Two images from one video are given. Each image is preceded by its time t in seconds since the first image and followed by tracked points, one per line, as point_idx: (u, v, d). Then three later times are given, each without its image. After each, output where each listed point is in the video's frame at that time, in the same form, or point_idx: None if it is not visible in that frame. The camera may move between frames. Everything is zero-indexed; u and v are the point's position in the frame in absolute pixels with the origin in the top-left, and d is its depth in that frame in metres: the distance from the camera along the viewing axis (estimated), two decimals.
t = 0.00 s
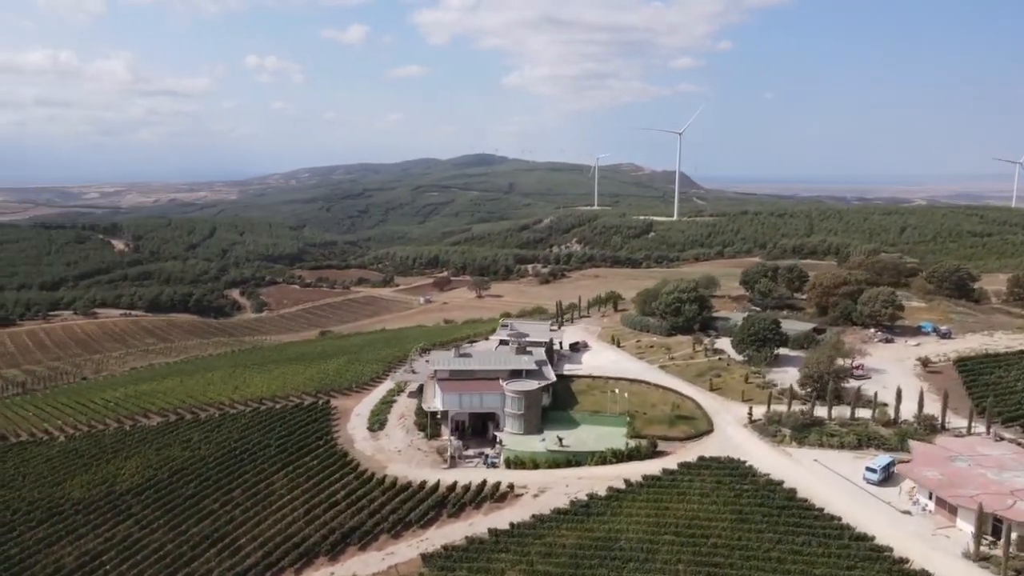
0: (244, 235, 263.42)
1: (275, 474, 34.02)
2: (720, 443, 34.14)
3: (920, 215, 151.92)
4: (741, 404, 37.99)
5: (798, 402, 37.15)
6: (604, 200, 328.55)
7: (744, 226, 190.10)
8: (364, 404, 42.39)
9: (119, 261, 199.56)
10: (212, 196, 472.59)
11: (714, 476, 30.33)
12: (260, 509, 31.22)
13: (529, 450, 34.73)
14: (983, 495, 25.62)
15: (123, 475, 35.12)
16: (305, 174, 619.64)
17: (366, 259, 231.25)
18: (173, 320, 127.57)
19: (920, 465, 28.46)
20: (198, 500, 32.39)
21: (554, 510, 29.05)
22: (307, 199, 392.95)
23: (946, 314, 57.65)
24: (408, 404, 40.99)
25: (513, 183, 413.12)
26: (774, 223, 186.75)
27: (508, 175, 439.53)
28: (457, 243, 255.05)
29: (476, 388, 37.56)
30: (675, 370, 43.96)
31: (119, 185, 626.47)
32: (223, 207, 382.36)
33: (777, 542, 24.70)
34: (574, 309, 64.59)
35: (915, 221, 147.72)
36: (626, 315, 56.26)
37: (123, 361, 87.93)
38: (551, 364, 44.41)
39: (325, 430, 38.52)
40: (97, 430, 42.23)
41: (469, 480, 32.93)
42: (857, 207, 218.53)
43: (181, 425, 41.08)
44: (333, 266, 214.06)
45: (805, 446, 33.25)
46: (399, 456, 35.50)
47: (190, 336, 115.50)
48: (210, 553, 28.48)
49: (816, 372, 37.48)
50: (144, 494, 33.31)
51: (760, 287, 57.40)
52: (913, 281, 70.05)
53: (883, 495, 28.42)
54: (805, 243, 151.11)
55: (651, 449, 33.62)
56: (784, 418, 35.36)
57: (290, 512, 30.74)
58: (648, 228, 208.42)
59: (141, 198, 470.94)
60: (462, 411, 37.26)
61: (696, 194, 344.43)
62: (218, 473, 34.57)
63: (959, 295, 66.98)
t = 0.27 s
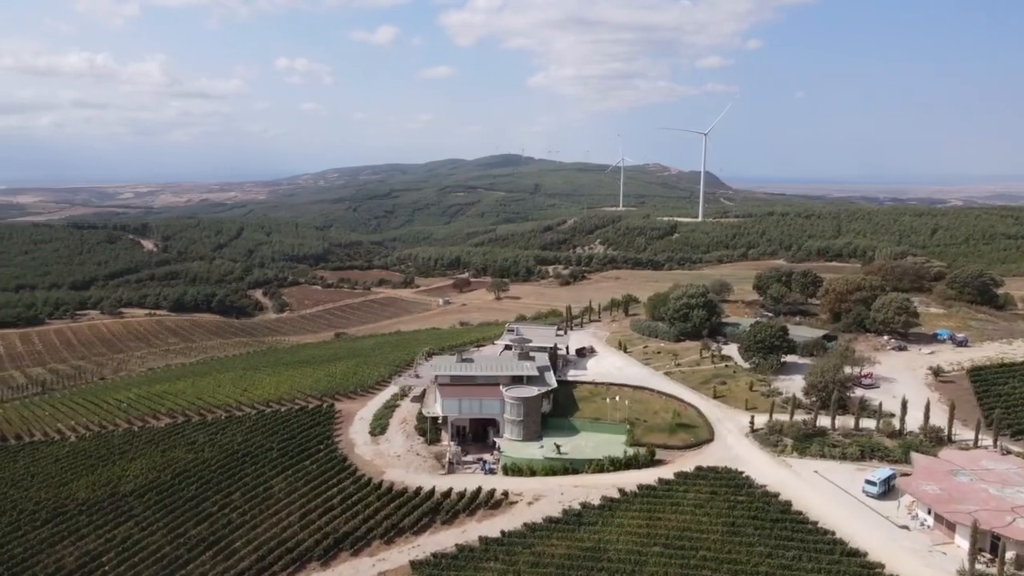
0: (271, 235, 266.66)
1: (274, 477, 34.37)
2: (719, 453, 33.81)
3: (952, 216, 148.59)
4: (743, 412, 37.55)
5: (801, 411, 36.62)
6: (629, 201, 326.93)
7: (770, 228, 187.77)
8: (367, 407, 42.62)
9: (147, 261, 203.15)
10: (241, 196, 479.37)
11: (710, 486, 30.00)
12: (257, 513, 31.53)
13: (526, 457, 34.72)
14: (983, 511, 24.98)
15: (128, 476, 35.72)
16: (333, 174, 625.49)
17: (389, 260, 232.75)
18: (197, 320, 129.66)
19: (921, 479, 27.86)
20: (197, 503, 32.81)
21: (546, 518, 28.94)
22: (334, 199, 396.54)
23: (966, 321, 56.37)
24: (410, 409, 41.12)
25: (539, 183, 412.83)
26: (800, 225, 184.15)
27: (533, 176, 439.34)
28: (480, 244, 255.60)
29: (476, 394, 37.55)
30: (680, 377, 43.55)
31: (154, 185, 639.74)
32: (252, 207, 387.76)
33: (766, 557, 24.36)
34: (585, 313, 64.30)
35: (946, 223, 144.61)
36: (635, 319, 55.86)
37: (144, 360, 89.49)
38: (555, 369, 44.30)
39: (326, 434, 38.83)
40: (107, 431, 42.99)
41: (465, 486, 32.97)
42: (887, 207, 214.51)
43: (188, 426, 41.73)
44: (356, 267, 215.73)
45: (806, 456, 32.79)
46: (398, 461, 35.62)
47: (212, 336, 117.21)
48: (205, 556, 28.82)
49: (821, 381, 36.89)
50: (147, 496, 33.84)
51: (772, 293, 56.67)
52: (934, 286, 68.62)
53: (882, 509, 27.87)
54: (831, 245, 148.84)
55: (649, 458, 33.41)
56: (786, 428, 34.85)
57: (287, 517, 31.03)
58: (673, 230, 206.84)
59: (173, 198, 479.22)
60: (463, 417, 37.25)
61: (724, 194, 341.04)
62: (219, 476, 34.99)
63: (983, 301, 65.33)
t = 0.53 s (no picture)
0: (297, 235, 269.72)
1: (274, 481, 34.74)
2: (717, 464, 33.46)
3: (985, 218, 145.16)
4: (744, 421, 37.13)
5: (804, 422, 36.08)
6: (655, 202, 324.89)
7: (797, 230, 185.28)
8: (371, 412, 42.91)
9: (175, 261, 206.69)
10: (271, 196, 485.80)
11: (705, 498, 29.69)
12: (255, 516, 31.88)
13: (524, 465, 34.68)
14: (979, 530, 24.39)
15: (133, 478, 36.36)
16: (361, 174, 631.11)
17: (413, 261, 234.10)
18: (220, 320, 131.66)
19: (919, 494, 27.30)
20: (197, 506, 33.25)
21: (538, 528, 28.90)
22: (361, 199, 399.80)
23: (986, 328, 55.07)
24: (413, 414, 41.30)
25: (565, 184, 412.02)
26: (828, 226, 181.39)
27: (560, 176, 438.50)
28: (504, 245, 255.97)
29: (476, 400, 37.58)
30: (685, 385, 43.17)
31: (187, 185, 651.44)
32: (281, 207, 392.66)
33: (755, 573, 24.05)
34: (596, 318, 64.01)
35: (978, 226, 141.40)
36: (644, 325, 55.49)
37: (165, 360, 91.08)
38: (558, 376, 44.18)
39: (328, 438, 39.17)
40: (118, 432, 43.81)
41: (461, 493, 33.04)
42: (920, 208, 210.16)
43: (194, 429, 42.36)
44: (379, 268, 217.32)
45: (806, 468, 32.30)
46: (396, 466, 35.80)
47: (234, 336, 118.87)
48: (200, 560, 29.20)
49: (825, 392, 36.32)
50: (149, 498, 34.39)
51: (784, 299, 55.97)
52: (957, 292, 67.23)
53: (879, 525, 27.36)
54: (857, 247, 146.45)
55: (646, 467, 33.17)
56: (788, 439, 34.38)
57: (283, 521, 31.35)
58: (697, 231, 205.13)
59: (204, 198, 487.27)
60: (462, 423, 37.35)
61: (752, 195, 337.22)
62: (220, 479, 35.46)
63: (1006, 307, 63.86)
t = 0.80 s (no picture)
0: (324, 235, 272.53)
1: (275, 485, 35.14)
2: (717, 474, 33.09)
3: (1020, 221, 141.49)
4: (748, 431, 36.66)
5: (808, 432, 35.54)
6: (682, 203, 322.29)
7: (825, 231, 182.43)
8: (376, 416, 43.20)
9: (203, 261, 210.09)
10: (301, 197, 491.86)
11: (701, 510, 29.39)
12: (254, 520, 32.31)
13: (522, 472, 34.65)
14: (977, 548, 23.78)
15: (139, 479, 37.02)
16: (389, 174, 635.79)
17: (437, 261, 235.16)
18: (243, 320, 133.59)
19: (918, 509, 26.71)
20: (199, 508, 33.75)
21: (531, 537, 28.83)
22: (388, 199, 402.54)
23: (1008, 336, 53.67)
24: (416, 420, 41.47)
25: (592, 184, 410.65)
26: (858, 228, 178.29)
27: (587, 176, 437.09)
28: (529, 245, 255.97)
29: (478, 406, 37.61)
30: (690, 392, 42.71)
31: (221, 185, 662.40)
32: (310, 207, 397.36)
33: None
34: (609, 324, 63.61)
35: (1014, 228, 137.84)
36: (655, 331, 55.02)
37: (187, 360, 92.64)
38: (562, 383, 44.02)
39: (332, 443, 39.52)
40: (130, 433, 44.63)
41: (458, 500, 33.08)
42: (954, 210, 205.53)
43: (203, 431, 43.00)
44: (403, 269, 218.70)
45: (807, 480, 31.80)
46: (396, 472, 36.01)
47: (257, 336, 120.48)
48: (198, 563, 29.62)
49: (830, 402, 35.70)
50: (153, 499, 34.96)
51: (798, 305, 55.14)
52: (982, 298, 65.62)
53: (876, 541, 26.85)
54: (886, 250, 143.82)
55: (644, 476, 32.94)
56: (790, 449, 33.88)
57: (280, 525, 31.69)
58: (723, 233, 203.12)
59: (236, 198, 494.82)
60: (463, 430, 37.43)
61: (782, 196, 332.91)
62: (223, 481, 35.95)
63: None
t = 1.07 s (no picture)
0: (353, 235, 275.10)
1: (278, 487, 35.58)
2: (718, 484, 32.70)
3: None
4: (752, 441, 36.19)
5: (814, 444, 34.92)
6: (712, 203, 319.01)
7: (857, 233, 179.19)
8: (382, 420, 43.49)
9: (233, 261, 213.07)
10: (332, 196, 497.02)
11: (698, 521, 29.09)
12: (255, 522, 32.76)
13: (522, 479, 34.63)
14: (976, 568, 23.15)
15: (149, 479, 37.77)
16: (420, 174, 639.63)
17: (463, 262, 235.86)
18: (268, 320, 135.37)
19: (919, 526, 26.11)
20: (204, 510, 34.33)
21: (525, 546, 28.77)
22: (418, 199, 404.97)
23: None
24: (422, 424, 41.66)
25: (622, 184, 408.45)
26: (891, 230, 174.83)
27: (616, 176, 434.85)
28: (556, 246, 255.44)
29: (480, 412, 37.67)
30: (698, 400, 42.26)
31: (255, 184, 672.61)
32: (341, 207, 401.43)
33: None
34: (623, 329, 63.24)
35: None
36: (667, 336, 54.55)
37: (210, 360, 94.17)
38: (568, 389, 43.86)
39: (337, 446, 39.91)
40: (144, 433, 45.56)
41: (456, 506, 33.18)
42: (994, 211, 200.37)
43: (213, 432, 43.72)
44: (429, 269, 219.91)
45: (809, 493, 31.27)
46: (398, 476, 36.23)
47: (281, 336, 122.06)
48: (198, 564, 30.12)
49: (837, 413, 35.07)
50: (160, 500, 35.66)
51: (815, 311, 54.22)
52: (1009, 304, 63.87)
53: (876, 557, 26.30)
54: (919, 253, 140.87)
55: (644, 485, 32.71)
56: (794, 460, 33.34)
57: (280, 529, 32.09)
58: (753, 235, 200.75)
59: (269, 198, 502.09)
60: (466, 435, 37.51)
61: (815, 197, 327.87)
62: (229, 483, 36.52)
63: None
